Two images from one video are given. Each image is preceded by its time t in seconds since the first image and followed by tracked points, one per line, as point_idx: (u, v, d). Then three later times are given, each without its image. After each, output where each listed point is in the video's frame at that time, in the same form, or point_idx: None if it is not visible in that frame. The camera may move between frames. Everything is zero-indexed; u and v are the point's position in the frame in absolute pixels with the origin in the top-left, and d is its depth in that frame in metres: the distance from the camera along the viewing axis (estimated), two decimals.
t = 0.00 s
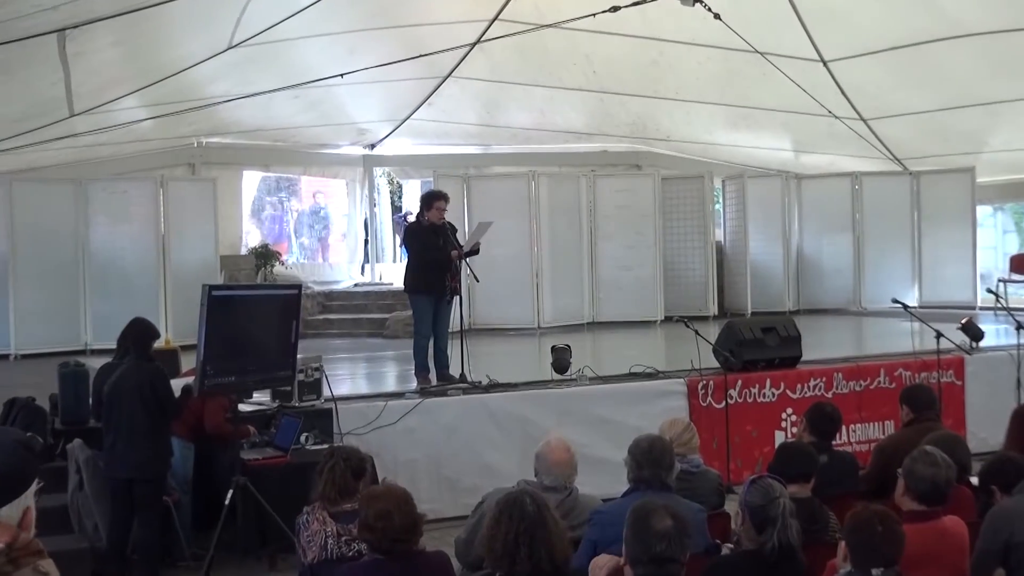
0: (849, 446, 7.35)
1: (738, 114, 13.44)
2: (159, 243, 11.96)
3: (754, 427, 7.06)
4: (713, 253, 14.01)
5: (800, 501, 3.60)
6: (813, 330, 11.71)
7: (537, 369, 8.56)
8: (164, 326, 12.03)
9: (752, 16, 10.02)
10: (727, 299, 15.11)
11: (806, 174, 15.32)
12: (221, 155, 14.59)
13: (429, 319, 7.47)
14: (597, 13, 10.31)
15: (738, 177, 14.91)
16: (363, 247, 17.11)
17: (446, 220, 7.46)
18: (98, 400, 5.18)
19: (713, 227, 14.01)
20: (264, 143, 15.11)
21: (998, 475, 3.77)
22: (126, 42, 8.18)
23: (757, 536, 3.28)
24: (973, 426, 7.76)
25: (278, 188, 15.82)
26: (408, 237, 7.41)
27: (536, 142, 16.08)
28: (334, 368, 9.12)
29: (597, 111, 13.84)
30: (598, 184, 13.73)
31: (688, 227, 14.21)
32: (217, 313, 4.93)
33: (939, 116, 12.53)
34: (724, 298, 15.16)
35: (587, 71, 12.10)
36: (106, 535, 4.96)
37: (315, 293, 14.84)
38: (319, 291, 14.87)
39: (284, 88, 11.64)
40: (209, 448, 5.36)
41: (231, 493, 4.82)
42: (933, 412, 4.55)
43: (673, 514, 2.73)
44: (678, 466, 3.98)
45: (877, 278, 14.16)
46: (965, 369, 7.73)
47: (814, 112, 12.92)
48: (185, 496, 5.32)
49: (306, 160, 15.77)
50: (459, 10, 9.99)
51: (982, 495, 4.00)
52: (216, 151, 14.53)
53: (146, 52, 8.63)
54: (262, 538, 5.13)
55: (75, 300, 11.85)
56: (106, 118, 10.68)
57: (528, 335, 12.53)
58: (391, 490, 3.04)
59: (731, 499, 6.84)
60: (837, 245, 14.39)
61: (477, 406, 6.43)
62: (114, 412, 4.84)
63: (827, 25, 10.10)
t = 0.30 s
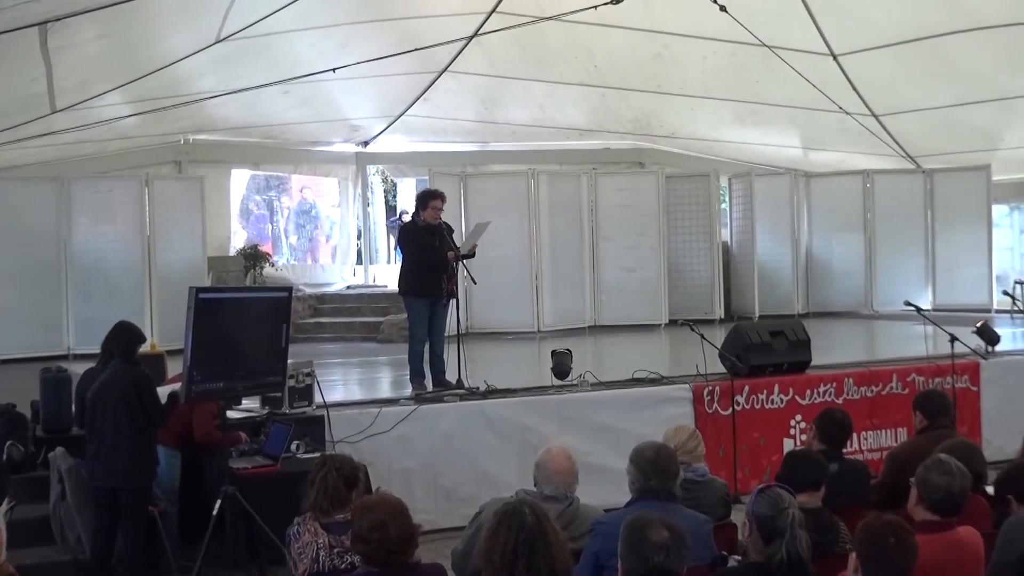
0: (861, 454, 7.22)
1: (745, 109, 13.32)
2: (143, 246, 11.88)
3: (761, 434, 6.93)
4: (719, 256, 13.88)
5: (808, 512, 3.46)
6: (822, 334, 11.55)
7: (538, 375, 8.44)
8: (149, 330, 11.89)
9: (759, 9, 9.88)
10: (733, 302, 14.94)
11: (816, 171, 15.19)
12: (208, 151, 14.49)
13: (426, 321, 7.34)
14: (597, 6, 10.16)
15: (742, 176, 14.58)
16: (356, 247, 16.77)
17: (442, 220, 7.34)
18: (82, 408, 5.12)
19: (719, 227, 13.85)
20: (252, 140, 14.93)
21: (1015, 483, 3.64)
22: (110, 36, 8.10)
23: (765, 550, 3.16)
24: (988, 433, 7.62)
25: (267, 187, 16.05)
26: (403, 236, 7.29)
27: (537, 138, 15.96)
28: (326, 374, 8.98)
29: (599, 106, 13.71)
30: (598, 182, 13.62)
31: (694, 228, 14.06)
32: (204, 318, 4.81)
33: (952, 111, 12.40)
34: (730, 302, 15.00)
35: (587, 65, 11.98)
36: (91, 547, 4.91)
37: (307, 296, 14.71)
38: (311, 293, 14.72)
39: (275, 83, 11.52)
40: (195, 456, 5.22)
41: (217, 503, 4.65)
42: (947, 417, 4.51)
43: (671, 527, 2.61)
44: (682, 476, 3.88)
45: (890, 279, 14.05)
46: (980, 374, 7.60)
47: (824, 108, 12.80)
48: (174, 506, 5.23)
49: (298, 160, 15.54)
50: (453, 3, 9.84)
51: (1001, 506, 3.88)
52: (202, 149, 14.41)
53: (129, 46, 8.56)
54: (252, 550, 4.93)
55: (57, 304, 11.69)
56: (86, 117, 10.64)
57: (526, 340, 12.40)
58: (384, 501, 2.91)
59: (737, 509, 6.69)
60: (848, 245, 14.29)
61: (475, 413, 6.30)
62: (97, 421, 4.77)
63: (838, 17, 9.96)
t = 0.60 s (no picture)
0: (872, 460, 7.10)
1: (749, 104, 13.23)
2: (126, 244, 11.72)
3: (768, 441, 6.81)
4: (724, 256, 13.77)
5: (816, 521, 3.33)
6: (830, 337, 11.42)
7: (538, 379, 8.32)
8: (134, 332, 11.76)
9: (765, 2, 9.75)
10: (739, 303, 14.79)
11: (824, 168, 15.05)
12: (194, 146, 14.37)
13: (420, 323, 7.23)
14: None
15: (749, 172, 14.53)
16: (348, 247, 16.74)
17: (436, 218, 7.20)
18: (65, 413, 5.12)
19: (724, 226, 13.83)
20: (241, 135, 14.86)
21: None
22: (92, 27, 8.04)
23: (775, 561, 3.04)
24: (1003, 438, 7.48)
25: (256, 185, 15.68)
26: (397, 235, 7.17)
27: (533, 134, 15.84)
28: (316, 378, 8.85)
29: (599, 100, 13.59)
30: (599, 180, 13.50)
31: (699, 227, 13.93)
32: (190, 320, 4.67)
33: (966, 105, 12.26)
34: (736, 303, 14.85)
35: (588, 58, 11.87)
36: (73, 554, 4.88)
37: (297, 298, 14.62)
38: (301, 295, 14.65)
39: (267, 76, 11.42)
40: (180, 464, 5.11)
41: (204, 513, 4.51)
42: (960, 424, 4.47)
43: (672, 537, 2.48)
44: (685, 485, 3.78)
45: (903, 280, 13.92)
46: (995, 378, 7.48)
47: (833, 102, 12.68)
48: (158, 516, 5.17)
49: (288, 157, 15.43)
50: None
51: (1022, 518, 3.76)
52: (188, 145, 14.29)
53: (111, 40, 8.52)
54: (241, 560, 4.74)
55: (36, 302, 11.57)
56: (65, 113, 10.60)
57: (525, 343, 12.27)
58: (376, 509, 2.79)
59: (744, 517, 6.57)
60: (857, 244, 14.16)
61: (471, 419, 6.18)
62: (78, 427, 4.74)
63: (847, 10, 9.81)
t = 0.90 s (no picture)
0: (887, 467, 6.96)
1: (759, 97, 13.13)
2: (114, 240, 11.63)
3: (780, 447, 6.68)
4: (735, 256, 13.66)
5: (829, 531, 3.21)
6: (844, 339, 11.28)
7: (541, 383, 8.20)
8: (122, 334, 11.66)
9: None
10: (750, 303, 14.65)
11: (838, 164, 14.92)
12: (185, 140, 14.30)
13: (419, 324, 7.11)
14: None
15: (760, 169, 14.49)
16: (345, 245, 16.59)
17: (436, 217, 7.09)
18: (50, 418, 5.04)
19: (734, 224, 13.70)
20: (233, 130, 14.79)
21: None
22: (78, 18, 8.08)
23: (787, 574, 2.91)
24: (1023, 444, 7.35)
25: (249, 181, 15.58)
26: (395, 234, 7.05)
27: (535, 128, 15.69)
28: (312, 382, 8.73)
29: (604, 93, 13.47)
30: (604, 177, 13.41)
31: (709, 227, 13.81)
32: (181, 321, 4.56)
33: (986, 101, 12.04)
34: (747, 305, 14.72)
35: (593, 50, 11.75)
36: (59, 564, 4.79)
37: (292, 299, 14.51)
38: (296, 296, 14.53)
39: (261, 69, 11.31)
40: (169, 470, 4.97)
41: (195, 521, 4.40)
42: (979, 429, 4.36)
43: (679, 549, 2.36)
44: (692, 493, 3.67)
45: (920, 280, 13.86)
46: (1015, 382, 7.35)
47: (847, 96, 12.56)
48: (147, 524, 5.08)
49: (282, 152, 15.38)
50: None
51: None
52: (177, 140, 14.22)
53: (97, 30, 8.54)
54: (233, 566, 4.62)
55: (19, 301, 11.44)
56: (51, 107, 10.63)
57: (528, 346, 12.15)
58: (373, 517, 2.67)
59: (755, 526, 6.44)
60: (871, 243, 14.07)
61: (472, 424, 6.07)
62: (64, 433, 4.66)
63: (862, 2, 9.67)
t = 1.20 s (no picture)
0: (912, 474, 6.83)
1: (778, 90, 13.03)
2: (110, 237, 11.57)
3: (799, 453, 6.57)
4: (753, 253, 13.51)
5: (853, 540, 3.09)
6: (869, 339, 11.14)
7: (550, 387, 8.07)
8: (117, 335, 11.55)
9: None
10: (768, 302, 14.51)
11: (858, 158, 14.78)
12: (182, 133, 14.20)
13: (425, 326, 7.01)
14: None
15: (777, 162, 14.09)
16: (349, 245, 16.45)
17: (442, 215, 6.98)
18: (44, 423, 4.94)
19: (751, 222, 13.56)
20: (229, 124, 14.65)
21: None
22: (71, 8, 8.02)
23: None
24: None
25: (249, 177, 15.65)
26: (400, 234, 6.92)
27: (547, 121, 15.56)
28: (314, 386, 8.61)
29: (617, 85, 13.34)
30: (617, 173, 13.30)
31: (724, 223, 13.70)
32: (178, 323, 4.45)
33: (1011, 92, 11.96)
34: (764, 305, 14.58)
35: (605, 40, 11.61)
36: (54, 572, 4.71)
37: (294, 299, 14.41)
38: (296, 297, 14.44)
39: (261, 61, 11.22)
40: (167, 477, 4.89)
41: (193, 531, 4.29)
42: (1006, 433, 4.27)
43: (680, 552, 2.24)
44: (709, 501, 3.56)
45: (945, 280, 13.79)
46: None
47: (869, 87, 12.42)
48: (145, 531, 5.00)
49: (283, 146, 15.27)
50: None
51: None
52: (175, 135, 14.13)
53: (92, 22, 8.50)
54: None
55: (12, 299, 11.25)
56: (46, 99, 10.57)
57: (539, 347, 12.02)
58: (377, 526, 2.55)
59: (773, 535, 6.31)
60: (892, 239, 13.95)
61: (479, 429, 5.95)
62: (58, 439, 4.56)
63: None
